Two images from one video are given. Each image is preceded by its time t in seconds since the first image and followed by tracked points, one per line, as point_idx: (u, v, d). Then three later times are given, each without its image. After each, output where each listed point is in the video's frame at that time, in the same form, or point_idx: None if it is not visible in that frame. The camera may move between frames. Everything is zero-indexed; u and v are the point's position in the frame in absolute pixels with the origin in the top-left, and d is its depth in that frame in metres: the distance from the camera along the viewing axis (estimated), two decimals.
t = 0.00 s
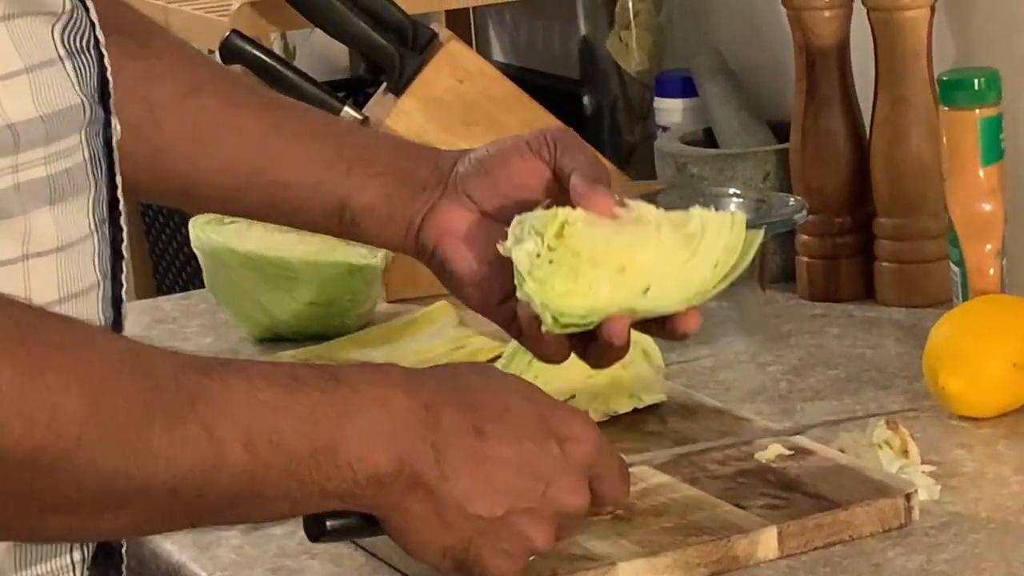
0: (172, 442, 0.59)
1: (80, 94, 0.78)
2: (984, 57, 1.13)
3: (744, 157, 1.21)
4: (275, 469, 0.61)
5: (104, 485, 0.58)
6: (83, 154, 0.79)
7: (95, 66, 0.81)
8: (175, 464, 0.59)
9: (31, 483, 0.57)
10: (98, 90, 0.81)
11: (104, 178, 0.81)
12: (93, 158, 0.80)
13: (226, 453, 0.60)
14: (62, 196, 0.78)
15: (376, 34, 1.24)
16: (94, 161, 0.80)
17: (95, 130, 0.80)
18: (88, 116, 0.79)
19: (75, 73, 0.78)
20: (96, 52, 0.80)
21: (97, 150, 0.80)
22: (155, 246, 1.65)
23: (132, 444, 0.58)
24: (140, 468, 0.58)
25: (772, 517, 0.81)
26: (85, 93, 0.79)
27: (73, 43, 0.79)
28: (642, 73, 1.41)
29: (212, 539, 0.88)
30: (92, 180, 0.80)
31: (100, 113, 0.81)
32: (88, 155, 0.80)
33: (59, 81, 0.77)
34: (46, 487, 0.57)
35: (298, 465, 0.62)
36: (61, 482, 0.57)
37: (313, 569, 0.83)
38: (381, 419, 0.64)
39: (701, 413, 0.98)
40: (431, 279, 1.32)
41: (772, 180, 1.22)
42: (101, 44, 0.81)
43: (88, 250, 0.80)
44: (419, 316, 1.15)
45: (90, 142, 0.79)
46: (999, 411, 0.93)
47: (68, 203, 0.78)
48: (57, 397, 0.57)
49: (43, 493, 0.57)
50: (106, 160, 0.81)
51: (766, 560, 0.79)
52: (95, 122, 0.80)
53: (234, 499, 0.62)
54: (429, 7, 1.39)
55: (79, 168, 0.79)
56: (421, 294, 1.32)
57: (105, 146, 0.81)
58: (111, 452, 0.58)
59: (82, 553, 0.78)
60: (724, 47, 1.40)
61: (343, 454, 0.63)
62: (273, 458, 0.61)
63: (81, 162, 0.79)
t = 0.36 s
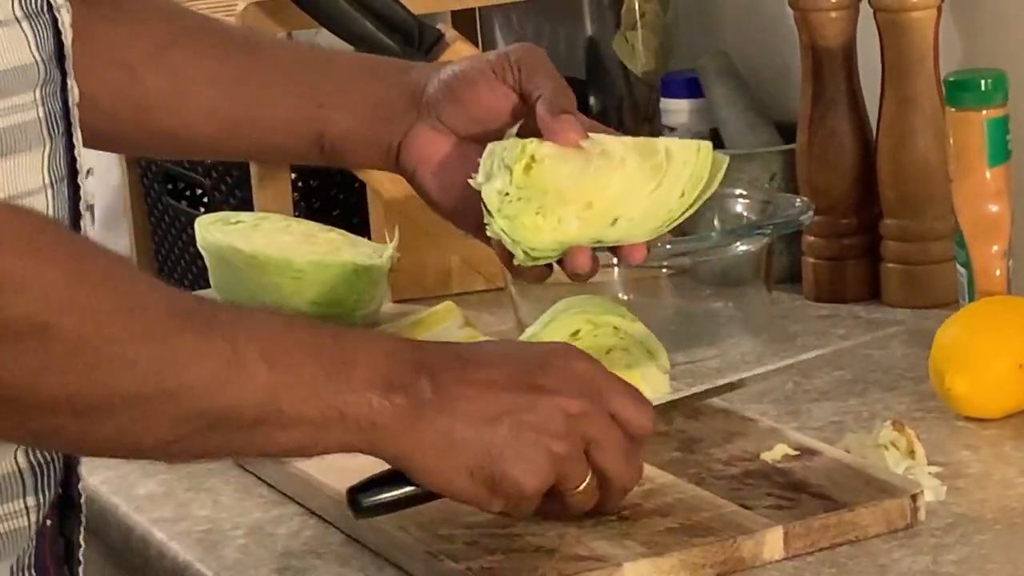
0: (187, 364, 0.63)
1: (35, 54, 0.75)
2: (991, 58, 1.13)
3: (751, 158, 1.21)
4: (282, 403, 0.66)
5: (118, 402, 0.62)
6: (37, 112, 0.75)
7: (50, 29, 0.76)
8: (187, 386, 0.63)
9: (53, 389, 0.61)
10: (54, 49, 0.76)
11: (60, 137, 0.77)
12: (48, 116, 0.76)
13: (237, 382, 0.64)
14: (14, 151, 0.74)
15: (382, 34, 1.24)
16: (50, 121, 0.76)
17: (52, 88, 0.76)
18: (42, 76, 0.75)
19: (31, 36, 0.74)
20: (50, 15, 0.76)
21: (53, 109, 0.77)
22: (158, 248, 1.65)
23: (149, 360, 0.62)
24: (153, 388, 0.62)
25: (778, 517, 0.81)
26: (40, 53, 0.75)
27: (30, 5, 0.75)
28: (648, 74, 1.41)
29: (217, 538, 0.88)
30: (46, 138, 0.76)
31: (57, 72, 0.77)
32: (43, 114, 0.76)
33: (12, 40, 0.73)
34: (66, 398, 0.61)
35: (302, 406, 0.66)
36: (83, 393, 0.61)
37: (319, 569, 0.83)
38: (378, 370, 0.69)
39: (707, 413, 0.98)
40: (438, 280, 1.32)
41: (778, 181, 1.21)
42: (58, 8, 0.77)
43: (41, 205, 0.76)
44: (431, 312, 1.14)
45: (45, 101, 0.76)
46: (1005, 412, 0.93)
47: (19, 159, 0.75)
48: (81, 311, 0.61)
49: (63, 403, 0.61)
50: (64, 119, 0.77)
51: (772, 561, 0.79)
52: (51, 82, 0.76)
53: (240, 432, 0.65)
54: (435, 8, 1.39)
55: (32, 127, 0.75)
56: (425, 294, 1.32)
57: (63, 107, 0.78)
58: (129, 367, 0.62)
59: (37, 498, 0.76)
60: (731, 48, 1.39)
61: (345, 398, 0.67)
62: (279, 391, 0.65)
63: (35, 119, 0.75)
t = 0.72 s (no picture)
0: (244, 360, 0.60)
1: (21, 38, 0.73)
2: (1004, 53, 1.13)
3: (763, 152, 1.20)
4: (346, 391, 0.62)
5: (167, 396, 0.60)
6: (24, 96, 0.73)
7: (45, 17, 0.74)
8: (243, 381, 0.60)
9: (88, 394, 0.59)
10: (47, 35, 0.74)
11: (52, 122, 0.75)
12: (36, 101, 0.74)
13: (294, 378, 0.61)
14: None
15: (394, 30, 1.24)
16: (40, 106, 0.74)
17: (40, 73, 0.74)
18: (31, 60, 0.73)
19: (19, 19, 0.72)
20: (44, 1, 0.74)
21: (43, 94, 0.74)
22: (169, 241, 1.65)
23: (202, 359, 0.59)
24: (207, 381, 0.60)
25: (790, 512, 0.81)
26: (29, 40, 0.73)
27: None
28: (660, 68, 1.41)
29: (229, 532, 0.88)
30: (33, 123, 0.74)
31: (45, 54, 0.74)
32: (31, 98, 0.73)
33: None
34: (108, 395, 0.59)
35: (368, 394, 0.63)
36: (129, 391, 0.59)
37: (331, 563, 0.83)
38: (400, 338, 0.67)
39: (719, 408, 0.98)
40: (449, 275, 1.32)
41: (790, 176, 1.22)
42: None
43: (25, 190, 0.74)
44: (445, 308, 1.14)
45: (33, 84, 0.73)
46: (1016, 406, 0.93)
47: None
48: (127, 313, 0.58)
49: (102, 401, 0.59)
50: (56, 104, 0.75)
51: (785, 555, 0.79)
52: (42, 67, 0.74)
53: (300, 413, 0.63)
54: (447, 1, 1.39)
55: (17, 110, 0.73)
56: (435, 290, 1.32)
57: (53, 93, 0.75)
58: (181, 365, 0.59)
59: (29, 474, 0.74)
60: (743, 43, 1.39)
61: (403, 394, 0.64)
62: (346, 380, 0.62)
63: (20, 103, 0.73)
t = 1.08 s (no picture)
0: (206, 393, 0.61)
1: (39, 59, 0.74)
2: (1012, 46, 1.13)
3: (769, 144, 1.20)
4: (302, 418, 0.63)
5: (124, 432, 0.60)
6: (40, 117, 0.75)
7: (64, 34, 0.76)
8: (200, 415, 0.61)
9: (51, 435, 0.59)
10: (65, 55, 0.76)
11: (71, 142, 0.77)
12: (53, 122, 0.76)
13: (253, 408, 0.62)
14: (10, 156, 0.74)
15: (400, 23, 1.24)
16: (55, 126, 0.76)
17: (58, 94, 0.76)
18: (47, 81, 0.75)
19: (37, 39, 0.74)
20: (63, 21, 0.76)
21: (60, 114, 0.76)
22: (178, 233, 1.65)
23: (165, 395, 0.60)
24: (168, 418, 0.60)
25: (798, 504, 0.81)
26: (47, 59, 0.75)
27: (40, 11, 0.74)
28: (666, 61, 1.40)
29: (236, 526, 0.88)
30: (50, 144, 0.76)
31: (64, 73, 0.76)
32: (48, 119, 0.76)
33: (13, 45, 0.73)
34: (71, 434, 0.59)
35: (328, 417, 0.64)
36: (89, 430, 0.60)
37: (337, 556, 0.83)
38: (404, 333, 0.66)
39: (726, 401, 0.97)
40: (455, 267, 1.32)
41: (797, 168, 1.22)
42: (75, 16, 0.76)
43: (41, 211, 0.76)
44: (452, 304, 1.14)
45: (50, 105, 0.75)
46: None
47: (17, 163, 0.74)
48: (93, 354, 0.59)
49: (63, 440, 0.60)
50: (73, 127, 0.77)
51: (792, 548, 0.79)
52: (59, 87, 0.76)
53: (259, 438, 0.63)
54: None
55: (34, 132, 0.75)
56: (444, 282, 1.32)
57: (72, 117, 0.77)
58: (140, 402, 0.60)
59: (44, 505, 0.76)
60: (749, 36, 1.39)
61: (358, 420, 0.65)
62: (306, 404, 0.63)
63: (37, 124, 0.75)
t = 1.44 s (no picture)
0: (215, 381, 0.60)
1: (62, 80, 0.76)
2: (1008, 43, 1.13)
3: (766, 142, 1.20)
4: (308, 392, 0.63)
5: (137, 430, 0.60)
6: (65, 139, 0.77)
7: (86, 54, 0.78)
8: (211, 402, 0.61)
9: (64, 442, 0.59)
10: (88, 78, 0.78)
11: (95, 164, 0.79)
12: (78, 145, 0.78)
13: (262, 389, 0.62)
14: (38, 180, 0.76)
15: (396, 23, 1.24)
16: (82, 148, 0.78)
17: (82, 115, 0.78)
18: (71, 102, 0.77)
19: (57, 60, 0.76)
20: (85, 41, 0.78)
21: (85, 136, 0.78)
22: (175, 236, 1.66)
23: (176, 390, 0.60)
24: (179, 410, 0.60)
25: (796, 503, 0.81)
26: (69, 80, 0.77)
27: (62, 30, 0.76)
28: (663, 60, 1.40)
29: (235, 527, 0.88)
30: (75, 166, 0.78)
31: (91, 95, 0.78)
32: (74, 140, 0.78)
33: (37, 66, 0.75)
34: (84, 440, 0.59)
35: (332, 385, 0.64)
36: (101, 433, 0.59)
37: (336, 557, 0.83)
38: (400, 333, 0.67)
39: (724, 399, 0.98)
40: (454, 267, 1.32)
41: (793, 166, 1.22)
42: (94, 32, 0.78)
43: (67, 235, 0.78)
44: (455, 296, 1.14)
45: (74, 126, 0.77)
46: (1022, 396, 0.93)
47: (42, 189, 0.77)
48: (105, 359, 0.58)
49: (76, 445, 0.59)
50: (97, 146, 0.79)
51: (790, 547, 0.79)
52: (83, 108, 0.78)
53: (266, 417, 0.63)
54: None
55: (60, 153, 0.77)
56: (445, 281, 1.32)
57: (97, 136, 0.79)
58: (152, 400, 0.59)
59: (67, 532, 0.80)
60: (746, 34, 1.39)
61: (358, 386, 0.65)
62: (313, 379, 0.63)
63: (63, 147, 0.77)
